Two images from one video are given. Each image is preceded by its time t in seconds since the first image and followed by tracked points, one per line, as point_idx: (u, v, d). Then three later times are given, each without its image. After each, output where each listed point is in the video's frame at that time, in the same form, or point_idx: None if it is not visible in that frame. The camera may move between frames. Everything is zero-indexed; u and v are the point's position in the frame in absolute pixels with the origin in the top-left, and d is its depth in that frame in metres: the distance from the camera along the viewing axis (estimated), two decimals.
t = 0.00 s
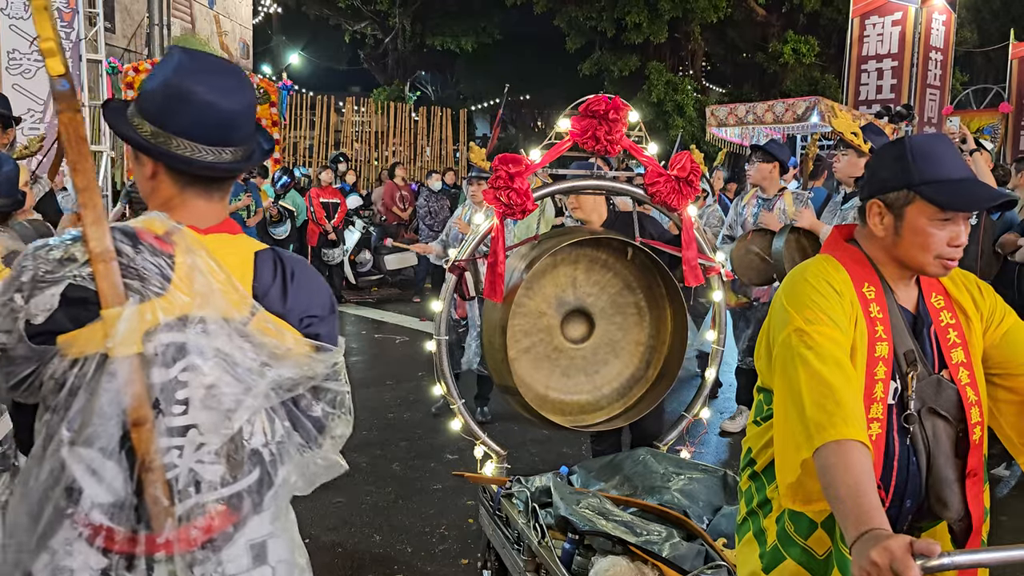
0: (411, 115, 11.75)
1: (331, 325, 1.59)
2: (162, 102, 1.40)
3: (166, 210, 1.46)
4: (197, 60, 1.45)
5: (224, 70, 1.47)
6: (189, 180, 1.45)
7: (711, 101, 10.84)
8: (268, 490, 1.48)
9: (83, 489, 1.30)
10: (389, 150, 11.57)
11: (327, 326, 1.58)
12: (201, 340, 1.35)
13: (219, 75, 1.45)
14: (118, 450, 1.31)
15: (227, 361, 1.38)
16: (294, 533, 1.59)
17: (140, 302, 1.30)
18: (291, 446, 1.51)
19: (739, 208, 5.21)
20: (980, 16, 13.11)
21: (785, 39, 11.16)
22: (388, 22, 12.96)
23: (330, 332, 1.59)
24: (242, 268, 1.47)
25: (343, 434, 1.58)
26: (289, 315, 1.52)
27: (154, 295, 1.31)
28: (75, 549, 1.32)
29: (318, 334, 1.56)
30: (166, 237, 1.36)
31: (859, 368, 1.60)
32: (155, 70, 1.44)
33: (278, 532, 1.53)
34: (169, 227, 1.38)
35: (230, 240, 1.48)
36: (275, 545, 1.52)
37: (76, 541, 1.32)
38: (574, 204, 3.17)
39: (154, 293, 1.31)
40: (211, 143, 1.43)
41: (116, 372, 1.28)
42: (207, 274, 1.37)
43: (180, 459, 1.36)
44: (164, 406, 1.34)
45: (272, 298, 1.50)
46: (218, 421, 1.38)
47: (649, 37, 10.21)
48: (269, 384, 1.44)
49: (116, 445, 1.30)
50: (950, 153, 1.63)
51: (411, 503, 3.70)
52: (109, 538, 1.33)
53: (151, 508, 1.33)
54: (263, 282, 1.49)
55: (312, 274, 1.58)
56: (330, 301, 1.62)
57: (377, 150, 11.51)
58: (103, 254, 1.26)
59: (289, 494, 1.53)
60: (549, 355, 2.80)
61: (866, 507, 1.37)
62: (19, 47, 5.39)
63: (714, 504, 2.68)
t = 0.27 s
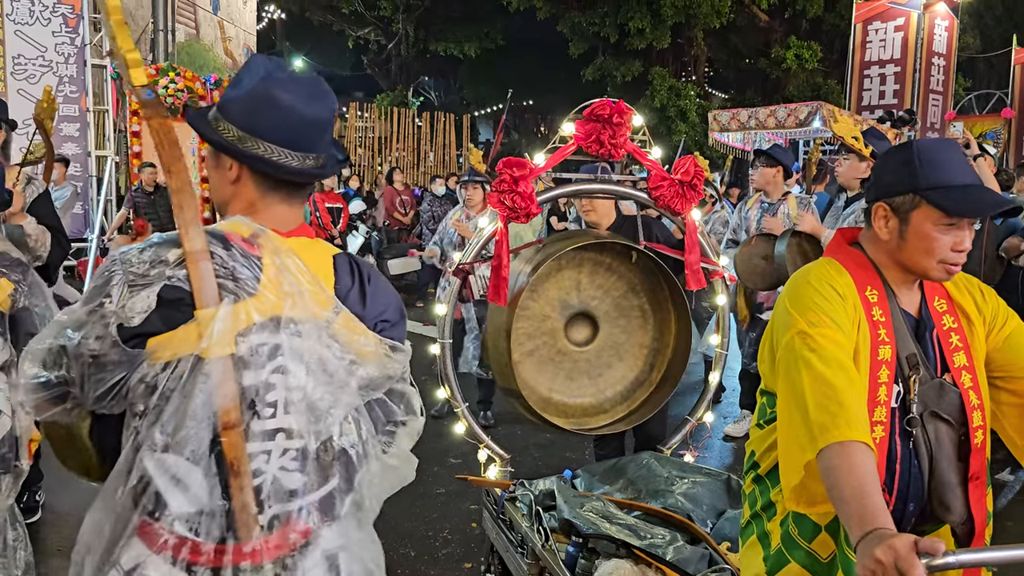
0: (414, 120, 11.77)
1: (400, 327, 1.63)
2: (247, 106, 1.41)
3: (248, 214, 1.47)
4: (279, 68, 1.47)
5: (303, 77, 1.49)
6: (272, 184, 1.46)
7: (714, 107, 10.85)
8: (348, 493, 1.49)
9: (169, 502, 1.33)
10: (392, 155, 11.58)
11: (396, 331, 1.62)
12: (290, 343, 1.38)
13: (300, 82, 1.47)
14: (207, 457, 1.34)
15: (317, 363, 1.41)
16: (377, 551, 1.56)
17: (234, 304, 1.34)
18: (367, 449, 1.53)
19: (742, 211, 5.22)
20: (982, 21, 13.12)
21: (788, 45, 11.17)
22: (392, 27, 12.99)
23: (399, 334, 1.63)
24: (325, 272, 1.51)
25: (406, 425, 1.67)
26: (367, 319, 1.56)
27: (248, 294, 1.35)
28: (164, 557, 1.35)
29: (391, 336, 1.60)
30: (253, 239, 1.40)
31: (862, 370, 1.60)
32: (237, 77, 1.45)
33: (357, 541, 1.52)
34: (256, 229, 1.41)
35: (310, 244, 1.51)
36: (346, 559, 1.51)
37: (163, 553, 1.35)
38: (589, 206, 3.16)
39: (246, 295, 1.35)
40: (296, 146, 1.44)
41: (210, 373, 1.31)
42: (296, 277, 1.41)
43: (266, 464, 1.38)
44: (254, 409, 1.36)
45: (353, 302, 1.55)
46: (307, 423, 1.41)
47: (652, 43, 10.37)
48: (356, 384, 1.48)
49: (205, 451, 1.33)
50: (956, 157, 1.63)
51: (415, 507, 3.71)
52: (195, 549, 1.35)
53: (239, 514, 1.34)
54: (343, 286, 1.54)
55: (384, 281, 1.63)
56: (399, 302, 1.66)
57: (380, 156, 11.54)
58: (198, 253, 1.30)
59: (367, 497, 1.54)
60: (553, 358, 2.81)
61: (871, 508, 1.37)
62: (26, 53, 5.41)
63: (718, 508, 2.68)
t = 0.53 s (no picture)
0: (423, 126, 11.79)
1: (427, 334, 1.62)
2: (278, 107, 1.41)
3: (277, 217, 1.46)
4: (312, 68, 1.47)
5: (336, 78, 1.49)
6: (302, 186, 1.46)
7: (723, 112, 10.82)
8: (371, 502, 1.51)
9: (197, 512, 1.33)
10: (401, 161, 11.59)
11: (424, 336, 1.61)
12: (318, 347, 1.37)
13: (333, 82, 1.47)
14: (238, 466, 1.33)
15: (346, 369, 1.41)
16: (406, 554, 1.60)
17: (262, 306, 1.33)
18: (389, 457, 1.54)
19: (751, 215, 5.19)
20: (993, 26, 13.05)
21: (797, 50, 11.14)
22: (401, 33, 13.03)
23: (426, 341, 1.62)
24: (353, 276, 1.49)
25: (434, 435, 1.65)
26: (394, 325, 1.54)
27: (278, 297, 1.35)
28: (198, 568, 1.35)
29: (419, 342, 1.59)
30: (282, 241, 1.39)
31: (874, 374, 1.59)
32: (268, 77, 1.46)
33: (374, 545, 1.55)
34: (286, 232, 1.41)
35: (339, 247, 1.50)
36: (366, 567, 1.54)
37: (200, 570, 1.35)
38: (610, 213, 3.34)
39: (273, 297, 1.35)
40: (326, 147, 1.44)
41: (241, 377, 1.31)
42: (326, 281, 1.40)
43: (293, 471, 1.37)
44: (282, 415, 1.36)
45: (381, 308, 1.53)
46: (335, 428, 1.40)
47: (661, 48, 10.29)
48: (383, 391, 1.45)
49: (234, 459, 1.33)
50: (969, 162, 1.61)
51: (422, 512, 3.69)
52: (231, 561, 1.36)
53: (268, 522, 1.35)
54: (371, 291, 1.53)
55: (409, 286, 1.61)
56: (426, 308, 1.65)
57: (389, 161, 11.57)
58: (228, 253, 1.29)
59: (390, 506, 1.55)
60: (564, 364, 2.80)
61: (885, 513, 1.36)
62: (38, 59, 5.44)
63: (728, 513, 2.67)
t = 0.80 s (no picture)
0: (439, 130, 11.81)
1: (435, 336, 1.60)
2: (285, 103, 1.41)
3: (277, 216, 1.46)
4: (320, 65, 1.47)
5: (344, 76, 1.49)
6: (304, 182, 1.45)
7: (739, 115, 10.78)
8: (373, 507, 1.49)
9: (191, 512, 1.34)
10: (417, 164, 11.63)
11: (432, 339, 1.58)
12: (310, 349, 1.37)
13: (340, 80, 1.47)
14: (227, 468, 1.34)
15: (338, 371, 1.40)
16: (407, 560, 1.59)
17: (251, 307, 1.33)
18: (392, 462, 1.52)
19: (767, 218, 5.17)
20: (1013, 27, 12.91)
21: (814, 52, 11.07)
22: (417, 37, 13.06)
23: (435, 343, 1.59)
24: (353, 276, 1.47)
25: (440, 440, 1.62)
26: (396, 327, 1.52)
27: (268, 297, 1.34)
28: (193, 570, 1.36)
29: (425, 345, 1.56)
30: (279, 240, 1.39)
31: (892, 377, 1.58)
32: (274, 73, 1.46)
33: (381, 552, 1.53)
34: (283, 231, 1.40)
35: (341, 246, 1.48)
36: (373, 571, 1.52)
37: (194, 570, 1.36)
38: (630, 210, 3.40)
39: (264, 298, 1.35)
40: (332, 144, 1.44)
41: (230, 379, 1.32)
42: (321, 280, 1.39)
43: (285, 475, 1.37)
44: (273, 417, 1.35)
45: (384, 309, 1.51)
46: (327, 432, 1.39)
47: (677, 51, 10.30)
48: (376, 396, 1.44)
49: (224, 461, 1.34)
50: (990, 161, 1.59)
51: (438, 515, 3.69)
52: (224, 562, 1.36)
53: (259, 525, 1.35)
54: (373, 291, 1.51)
55: (417, 286, 1.58)
56: (436, 308, 1.62)
57: (405, 165, 11.61)
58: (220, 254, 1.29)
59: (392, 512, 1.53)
60: (581, 368, 2.80)
61: (907, 517, 1.34)
62: (59, 64, 5.43)
63: (746, 517, 2.66)
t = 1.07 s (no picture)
0: (461, 133, 11.83)
1: (445, 338, 1.57)
2: (288, 102, 1.40)
3: (278, 212, 1.46)
4: (330, 62, 1.46)
5: (353, 73, 1.48)
6: (308, 179, 1.44)
7: (764, 117, 10.68)
8: (374, 511, 1.47)
9: (193, 510, 1.34)
10: (439, 167, 11.67)
11: (441, 341, 1.56)
12: (308, 350, 1.37)
13: (347, 75, 1.46)
14: (224, 468, 1.34)
15: (336, 371, 1.39)
16: (413, 563, 1.57)
17: (248, 307, 1.34)
18: (396, 464, 1.50)
19: (792, 219, 5.12)
20: None
21: (840, 54, 10.94)
22: (440, 41, 13.10)
23: (444, 345, 1.57)
24: (358, 275, 1.45)
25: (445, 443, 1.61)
26: (403, 326, 1.50)
27: (266, 298, 1.35)
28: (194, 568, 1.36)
29: (433, 346, 1.54)
30: (280, 240, 1.39)
31: (920, 378, 1.54)
32: (282, 72, 1.46)
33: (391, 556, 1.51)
34: (284, 230, 1.39)
35: (347, 246, 1.47)
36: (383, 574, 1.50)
37: (196, 568, 1.36)
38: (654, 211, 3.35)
39: (262, 298, 1.35)
40: (335, 141, 1.43)
41: (227, 379, 1.32)
42: (320, 278, 1.38)
43: (284, 476, 1.37)
44: (271, 418, 1.35)
45: (389, 309, 1.49)
46: (326, 435, 1.38)
47: (701, 53, 10.24)
48: (378, 400, 1.44)
49: (222, 461, 1.34)
50: (1018, 156, 1.56)
51: (460, 517, 3.68)
52: (224, 562, 1.36)
53: (258, 527, 1.35)
54: (378, 289, 1.48)
55: (426, 286, 1.56)
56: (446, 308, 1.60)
57: (428, 168, 11.65)
58: (218, 254, 1.30)
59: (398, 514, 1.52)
60: (604, 369, 2.78)
61: (934, 523, 1.31)
62: (87, 69, 5.25)
63: (770, 522, 2.62)
